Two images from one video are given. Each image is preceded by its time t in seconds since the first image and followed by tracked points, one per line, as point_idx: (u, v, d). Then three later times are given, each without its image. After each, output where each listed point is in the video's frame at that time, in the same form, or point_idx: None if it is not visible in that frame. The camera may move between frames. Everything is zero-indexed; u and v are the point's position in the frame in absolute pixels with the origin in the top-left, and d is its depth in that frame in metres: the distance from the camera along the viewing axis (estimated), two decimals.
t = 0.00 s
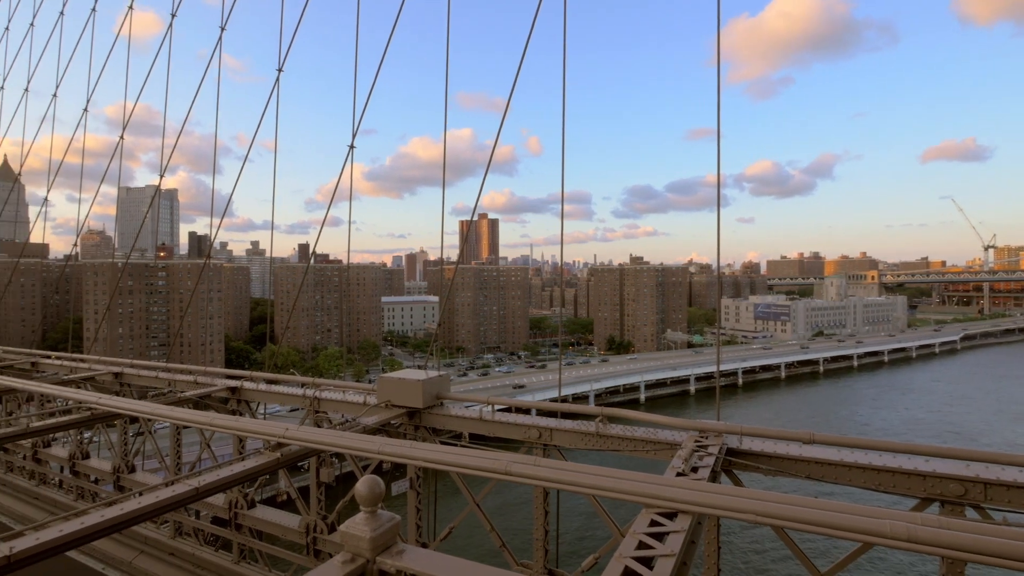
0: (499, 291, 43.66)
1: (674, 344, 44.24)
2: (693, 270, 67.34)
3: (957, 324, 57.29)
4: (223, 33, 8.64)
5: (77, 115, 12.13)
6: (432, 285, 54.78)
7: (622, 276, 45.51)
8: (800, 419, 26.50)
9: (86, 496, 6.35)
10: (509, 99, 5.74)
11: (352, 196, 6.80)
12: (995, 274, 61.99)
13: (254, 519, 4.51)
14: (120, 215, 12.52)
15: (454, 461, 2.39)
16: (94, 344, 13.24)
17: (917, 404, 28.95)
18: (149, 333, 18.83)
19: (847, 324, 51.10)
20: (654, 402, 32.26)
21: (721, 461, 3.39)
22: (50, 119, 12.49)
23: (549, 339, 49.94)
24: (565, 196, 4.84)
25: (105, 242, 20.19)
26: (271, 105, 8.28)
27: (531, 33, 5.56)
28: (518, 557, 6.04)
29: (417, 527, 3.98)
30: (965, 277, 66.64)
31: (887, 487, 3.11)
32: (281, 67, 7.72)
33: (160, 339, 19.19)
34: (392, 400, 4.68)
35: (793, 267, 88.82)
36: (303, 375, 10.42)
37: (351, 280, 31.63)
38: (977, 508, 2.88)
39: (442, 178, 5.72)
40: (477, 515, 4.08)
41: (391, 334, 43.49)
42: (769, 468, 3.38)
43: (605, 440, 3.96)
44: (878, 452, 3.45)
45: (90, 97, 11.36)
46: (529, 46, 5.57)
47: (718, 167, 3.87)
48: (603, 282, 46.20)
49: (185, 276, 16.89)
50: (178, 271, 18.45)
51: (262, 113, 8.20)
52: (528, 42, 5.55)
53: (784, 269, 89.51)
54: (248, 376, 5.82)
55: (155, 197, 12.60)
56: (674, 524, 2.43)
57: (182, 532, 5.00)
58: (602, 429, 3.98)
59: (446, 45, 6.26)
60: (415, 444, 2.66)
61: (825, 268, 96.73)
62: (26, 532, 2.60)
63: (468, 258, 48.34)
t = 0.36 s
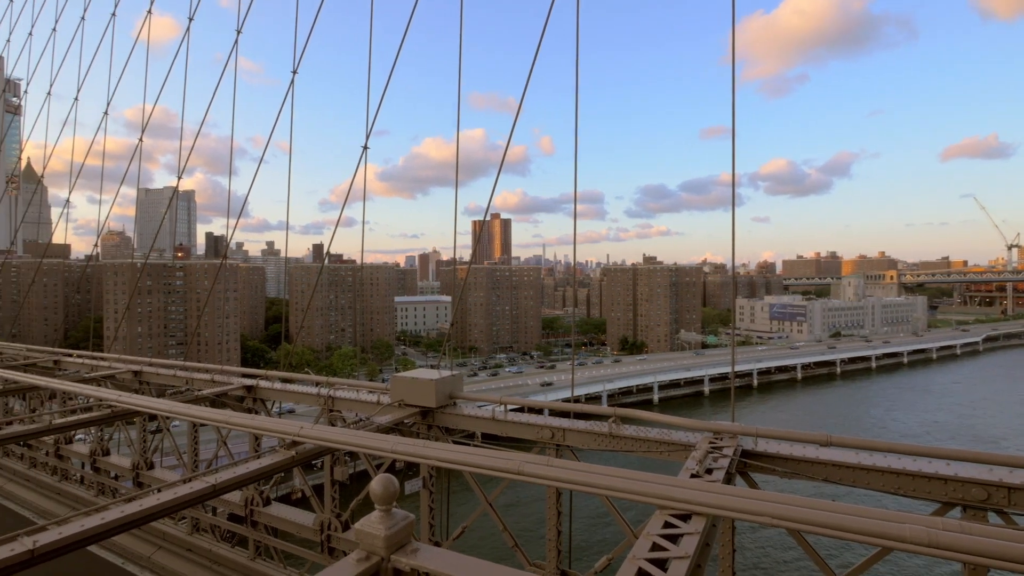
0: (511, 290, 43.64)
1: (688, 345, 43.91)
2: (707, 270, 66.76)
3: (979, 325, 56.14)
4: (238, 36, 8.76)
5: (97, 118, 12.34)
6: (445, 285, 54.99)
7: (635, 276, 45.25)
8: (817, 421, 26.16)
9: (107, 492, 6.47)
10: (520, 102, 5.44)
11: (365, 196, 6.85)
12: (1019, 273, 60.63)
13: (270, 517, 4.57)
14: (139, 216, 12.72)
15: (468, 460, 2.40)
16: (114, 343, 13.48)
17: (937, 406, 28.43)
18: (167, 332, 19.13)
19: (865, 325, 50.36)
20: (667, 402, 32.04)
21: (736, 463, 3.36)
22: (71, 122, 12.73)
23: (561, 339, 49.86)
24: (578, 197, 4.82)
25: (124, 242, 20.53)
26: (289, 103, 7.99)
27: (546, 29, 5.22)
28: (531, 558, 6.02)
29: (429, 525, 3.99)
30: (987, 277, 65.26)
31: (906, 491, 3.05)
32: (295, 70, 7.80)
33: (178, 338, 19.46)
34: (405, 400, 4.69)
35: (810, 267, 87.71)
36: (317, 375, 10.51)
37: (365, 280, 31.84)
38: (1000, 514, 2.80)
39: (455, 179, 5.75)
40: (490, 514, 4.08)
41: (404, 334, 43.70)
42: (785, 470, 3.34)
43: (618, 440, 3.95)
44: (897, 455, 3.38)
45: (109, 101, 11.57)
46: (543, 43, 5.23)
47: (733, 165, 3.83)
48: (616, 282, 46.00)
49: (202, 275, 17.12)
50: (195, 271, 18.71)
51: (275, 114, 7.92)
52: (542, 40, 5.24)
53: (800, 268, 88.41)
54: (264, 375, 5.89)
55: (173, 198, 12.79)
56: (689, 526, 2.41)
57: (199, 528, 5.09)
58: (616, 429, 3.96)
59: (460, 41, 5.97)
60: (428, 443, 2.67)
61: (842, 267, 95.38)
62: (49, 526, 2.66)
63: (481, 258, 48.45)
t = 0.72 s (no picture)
0: (525, 291, 43.63)
1: (703, 345, 43.51)
2: (723, 270, 66.13)
3: (1004, 326, 54.83)
4: (256, 39, 8.88)
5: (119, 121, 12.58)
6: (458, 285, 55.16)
7: (650, 276, 44.98)
8: (835, 423, 25.77)
9: (128, 488, 6.59)
10: (533, 103, 5.48)
11: (380, 197, 6.90)
12: None
13: (286, 514, 4.62)
14: (158, 217, 12.94)
15: (482, 460, 2.40)
16: (135, 341, 13.72)
17: (959, 409, 27.84)
18: (186, 331, 19.45)
19: (884, 325, 49.51)
20: (682, 404, 31.79)
21: (752, 465, 3.32)
22: (94, 125, 13.00)
23: (575, 339, 49.71)
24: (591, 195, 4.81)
25: (145, 243, 20.91)
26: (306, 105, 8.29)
27: (558, 28, 5.27)
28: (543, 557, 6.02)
29: (443, 524, 4.00)
30: (1012, 278, 63.75)
31: (928, 495, 3.00)
32: (311, 72, 7.91)
33: (196, 337, 19.76)
34: (419, 399, 4.72)
35: (828, 267, 86.43)
36: (332, 373, 10.62)
37: (380, 281, 32.05)
38: None
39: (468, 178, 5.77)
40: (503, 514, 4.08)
41: (418, 334, 43.93)
42: (803, 473, 3.30)
43: (631, 441, 3.92)
44: (916, 458, 3.33)
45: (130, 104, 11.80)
46: (556, 42, 5.26)
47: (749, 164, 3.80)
48: (630, 282, 45.76)
49: (219, 275, 17.36)
50: (212, 271, 18.98)
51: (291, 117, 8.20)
52: (555, 39, 5.26)
53: (818, 268, 87.15)
54: (280, 373, 5.96)
55: (192, 199, 12.99)
56: (704, 529, 2.38)
57: (217, 525, 5.17)
58: (629, 430, 3.94)
59: (473, 41, 6.01)
60: (441, 442, 2.68)
61: (862, 267, 93.83)
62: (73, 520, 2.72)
63: (494, 258, 48.51)
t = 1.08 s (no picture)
0: (537, 291, 43.59)
1: (717, 346, 43.13)
2: (737, 270, 65.51)
3: None
4: (271, 42, 9.02)
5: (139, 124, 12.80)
6: (471, 286, 55.27)
7: (663, 276, 44.71)
8: (852, 425, 25.40)
9: (147, 484, 6.69)
10: (546, 102, 5.57)
11: (393, 198, 6.99)
12: None
13: (300, 511, 4.67)
14: (175, 218, 13.11)
15: (494, 460, 2.40)
16: (154, 341, 13.93)
17: (981, 412, 27.29)
18: (203, 330, 19.73)
19: (903, 326, 48.72)
20: (695, 405, 31.56)
21: (767, 467, 3.28)
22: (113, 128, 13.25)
23: (587, 339, 49.60)
24: (603, 195, 4.80)
25: (163, 244, 21.23)
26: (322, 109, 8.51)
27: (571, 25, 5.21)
28: (555, 558, 5.99)
29: (456, 524, 4.01)
30: None
31: (951, 500, 2.94)
32: (325, 74, 8.06)
33: (212, 336, 20.03)
34: (431, 398, 4.73)
35: (845, 267, 85.25)
36: (346, 372, 10.70)
37: (392, 281, 32.24)
38: None
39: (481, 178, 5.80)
40: (515, 514, 4.06)
41: (430, 334, 44.11)
42: (819, 476, 3.26)
43: (644, 442, 3.89)
44: (937, 462, 3.27)
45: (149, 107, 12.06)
46: (570, 41, 5.35)
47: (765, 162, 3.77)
48: (643, 282, 45.55)
49: (235, 275, 17.58)
50: (229, 272, 19.23)
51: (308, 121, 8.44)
52: (568, 37, 5.34)
53: (834, 268, 85.97)
54: (294, 372, 6.02)
55: (209, 200, 13.16)
56: (718, 531, 2.36)
57: (232, 521, 5.24)
58: (642, 431, 3.91)
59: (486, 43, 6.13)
60: (454, 442, 2.68)
61: (880, 267, 92.35)
62: (93, 516, 2.76)
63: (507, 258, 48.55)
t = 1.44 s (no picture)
0: (550, 291, 43.49)
1: (731, 347, 42.72)
2: (752, 270, 64.84)
3: None
4: (286, 45, 9.19)
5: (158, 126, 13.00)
6: (483, 285, 55.34)
7: (677, 276, 44.40)
8: (871, 428, 25.01)
9: (165, 481, 6.79)
10: (558, 102, 5.68)
11: (405, 198, 7.10)
12: None
13: (315, 509, 4.71)
14: (192, 218, 13.30)
15: (508, 460, 2.39)
16: (172, 340, 14.11)
17: (1004, 415, 26.72)
18: (220, 329, 20.01)
19: (923, 327, 47.84)
20: (710, 406, 31.31)
21: (784, 470, 3.24)
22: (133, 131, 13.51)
23: (600, 339, 49.44)
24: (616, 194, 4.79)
25: (181, 244, 21.57)
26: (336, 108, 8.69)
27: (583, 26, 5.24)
28: (568, 559, 5.98)
29: (469, 523, 4.02)
30: None
31: (972, 504, 2.88)
32: (339, 76, 8.30)
33: (229, 335, 20.31)
34: (444, 398, 4.75)
35: (863, 266, 83.95)
36: (360, 371, 10.77)
37: (406, 280, 32.41)
38: None
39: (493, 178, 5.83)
40: (528, 514, 4.05)
41: (443, 333, 44.26)
42: (836, 479, 3.22)
43: (658, 443, 3.86)
44: (958, 466, 3.21)
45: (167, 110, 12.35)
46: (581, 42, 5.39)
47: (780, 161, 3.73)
48: (656, 282, 45.28)
49: (251, 275, 17.79)
50: (245, 272, 19.43)
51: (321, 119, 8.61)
52: (580, 38, 5.40)
53: (852, 268, 84.70)
54: (309, 371, 6.08)
55: (226, 201, 13.34)
56: (733, 533, 2.34)
57: (249, 518, 5.32)
58: (656, 432, 3.88)
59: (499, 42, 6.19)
60: (467, 441, 2.68)
61: (899, 267, 90.77)
62: (113, 512, 2.81)
63: (520, 258, 48.55)
